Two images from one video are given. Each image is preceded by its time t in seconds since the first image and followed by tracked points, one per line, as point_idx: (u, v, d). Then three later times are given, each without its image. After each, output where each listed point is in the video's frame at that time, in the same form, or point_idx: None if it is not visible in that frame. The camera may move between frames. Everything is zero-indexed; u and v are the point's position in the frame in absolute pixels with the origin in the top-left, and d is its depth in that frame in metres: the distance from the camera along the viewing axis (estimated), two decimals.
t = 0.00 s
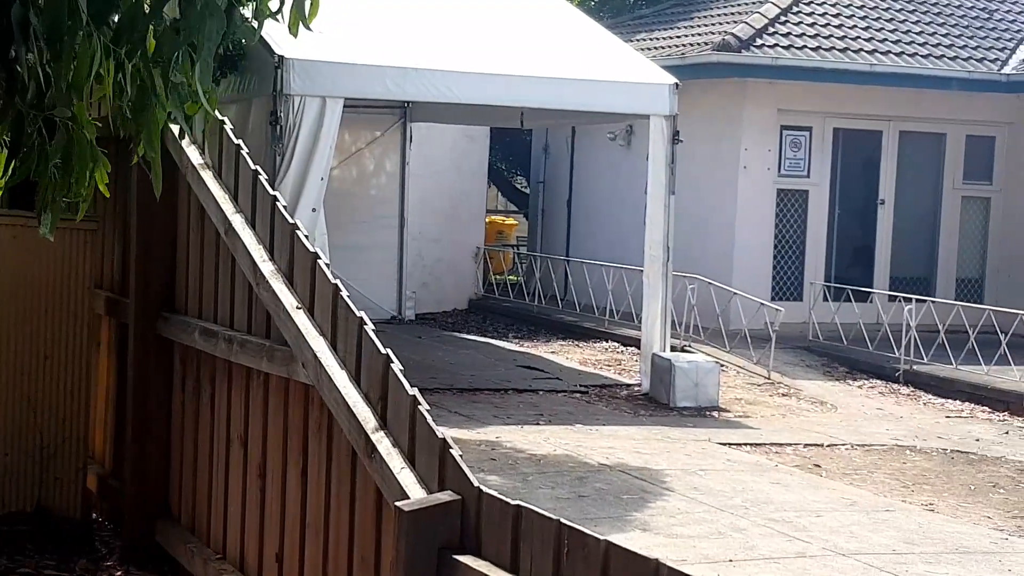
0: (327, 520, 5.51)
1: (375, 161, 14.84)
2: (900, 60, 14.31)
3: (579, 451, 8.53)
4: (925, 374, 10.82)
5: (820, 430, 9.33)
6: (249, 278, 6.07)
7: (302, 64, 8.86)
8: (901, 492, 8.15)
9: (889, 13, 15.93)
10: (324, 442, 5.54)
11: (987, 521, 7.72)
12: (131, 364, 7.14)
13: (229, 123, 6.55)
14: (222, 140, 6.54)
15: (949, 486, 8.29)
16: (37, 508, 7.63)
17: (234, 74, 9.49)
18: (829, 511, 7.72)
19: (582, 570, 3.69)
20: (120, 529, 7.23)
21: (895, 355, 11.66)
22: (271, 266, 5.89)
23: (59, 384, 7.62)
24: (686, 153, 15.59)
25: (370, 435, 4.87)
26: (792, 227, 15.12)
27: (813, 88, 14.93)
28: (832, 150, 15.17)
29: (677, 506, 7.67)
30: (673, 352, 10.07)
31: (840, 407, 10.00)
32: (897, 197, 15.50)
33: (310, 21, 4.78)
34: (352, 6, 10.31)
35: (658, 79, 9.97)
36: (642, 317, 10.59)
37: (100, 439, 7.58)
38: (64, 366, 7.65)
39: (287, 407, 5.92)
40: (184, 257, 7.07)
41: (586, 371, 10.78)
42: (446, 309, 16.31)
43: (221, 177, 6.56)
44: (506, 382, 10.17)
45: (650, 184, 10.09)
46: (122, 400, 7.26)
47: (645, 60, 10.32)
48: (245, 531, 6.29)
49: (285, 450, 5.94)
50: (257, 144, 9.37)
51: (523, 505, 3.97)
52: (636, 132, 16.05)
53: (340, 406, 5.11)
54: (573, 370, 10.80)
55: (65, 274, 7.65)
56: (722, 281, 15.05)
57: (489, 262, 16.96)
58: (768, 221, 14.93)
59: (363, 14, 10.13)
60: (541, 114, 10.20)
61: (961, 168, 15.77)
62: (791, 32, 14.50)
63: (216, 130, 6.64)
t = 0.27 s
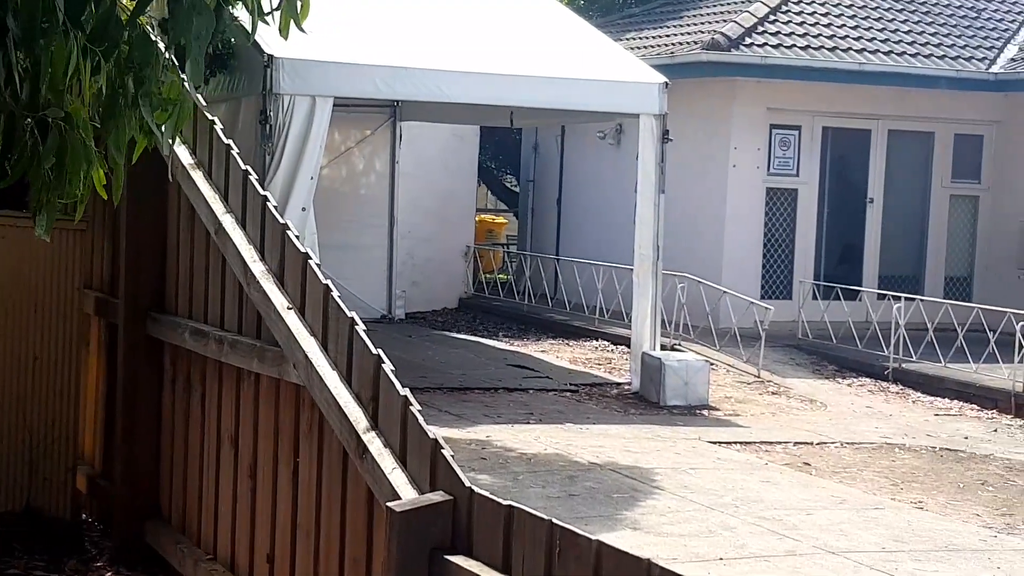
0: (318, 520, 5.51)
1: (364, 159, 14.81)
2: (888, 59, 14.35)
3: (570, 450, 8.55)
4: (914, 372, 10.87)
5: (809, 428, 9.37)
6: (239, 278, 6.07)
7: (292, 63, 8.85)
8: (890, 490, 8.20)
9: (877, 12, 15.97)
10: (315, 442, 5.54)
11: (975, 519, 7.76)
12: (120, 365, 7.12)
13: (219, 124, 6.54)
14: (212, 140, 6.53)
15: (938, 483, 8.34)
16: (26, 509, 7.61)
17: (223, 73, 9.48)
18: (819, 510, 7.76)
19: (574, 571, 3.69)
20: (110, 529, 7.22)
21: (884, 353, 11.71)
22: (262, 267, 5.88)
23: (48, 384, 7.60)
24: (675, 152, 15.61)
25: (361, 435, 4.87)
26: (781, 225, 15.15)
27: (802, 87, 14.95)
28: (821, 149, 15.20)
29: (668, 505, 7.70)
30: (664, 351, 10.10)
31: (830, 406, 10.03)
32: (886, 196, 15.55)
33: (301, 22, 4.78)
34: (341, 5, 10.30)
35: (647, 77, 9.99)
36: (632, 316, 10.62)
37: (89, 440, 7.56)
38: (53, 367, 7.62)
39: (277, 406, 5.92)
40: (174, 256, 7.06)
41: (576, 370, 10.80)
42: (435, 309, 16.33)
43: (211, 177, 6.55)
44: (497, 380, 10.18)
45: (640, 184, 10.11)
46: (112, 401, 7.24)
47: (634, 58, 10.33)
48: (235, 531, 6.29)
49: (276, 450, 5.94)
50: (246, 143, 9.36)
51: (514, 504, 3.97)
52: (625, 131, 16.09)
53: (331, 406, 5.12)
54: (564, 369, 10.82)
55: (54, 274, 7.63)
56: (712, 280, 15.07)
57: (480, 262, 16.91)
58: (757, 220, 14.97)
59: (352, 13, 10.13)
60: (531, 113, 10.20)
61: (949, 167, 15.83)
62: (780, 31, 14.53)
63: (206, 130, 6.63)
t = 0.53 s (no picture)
0: (300, 517, 5.48)
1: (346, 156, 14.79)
2: (871, 56, 14.40)
3: (552, 448, 8.54)
4: (896, 368, 10.90)
5: (791, 424, 9.38)
6: (220, 274, 6.04)
7: (274, 60, 8.83)
8: (872, 486, 8.22)
9: (859, 9, 16.00)
10: (296, 439, 5.52)
11: (957, 515, 7.80)
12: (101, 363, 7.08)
13: (199, 120, 6.50)
14: (193, 136, 6.49)
15: (920, 479, 8.36)
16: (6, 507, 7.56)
17: (204, 70, 9.44)
18: (801, 506, 7.77)
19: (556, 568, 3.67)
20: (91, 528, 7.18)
21: (866, 349, 11.73)
22: (243, 263, 5.85)
23: (28, 382, 7.56)
24: (657, 149, 15.62)
25: (343, 433, 4.85)
26: (764, 222, 15.17)
27: (784, 84, 14.96)
28: (803, 146, 15.22)
29: (650, 502, 7.70)
30: (646, 348, 10.09)
31: (812, 402, 10.05)
32: (868, 193, 15.59)
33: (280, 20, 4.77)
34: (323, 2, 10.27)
35: (629, 74, 9.99)
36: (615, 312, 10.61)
37: (70, 438, 7.51)
38: (33, 364, 7.58)
39: (259, 403, 5.89)
40: (155, 253, 7.02)
41: (559, 367, 10.79)
42: (417, 305, 16.33)
43: (192, 174, 6.51)
44: (479, 378, 10.16)
45: (623, 181, 10.11)
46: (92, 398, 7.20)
47: (616, 55, 10.32)
48: (217, 529, 6.26)
49: (258, 447, 5.91)
50: (228, 141, 9.33)
51: (496, 501, 3.96)
52: (608, 128, 16.10)
53: (312, 404, 5.10)
54: (546, 366, 10.81)
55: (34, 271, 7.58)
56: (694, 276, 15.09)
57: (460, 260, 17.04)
58: (740, 217, 14.98)
59: (333, 9, 10.09)
60: (513, 110, 10.19)
61: (931, 163, 15.88)
62: (763, 28, 14.54)
63: (187, 126, 6.59)
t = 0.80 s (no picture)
0: (281, 517, 5.45)
1: (327, 155, 14.74)
2: (851, 55, 14.49)
3: (533, 446, 8.52)
4: (876, 366, 10.93)
5: (772, 422, 9.39)
6: (201, 273, 6.00)
7: (254, 57, 8.78)
8: (853, 484, 8.24)
9: (840, 8, 16.05)
10: (278, 438, 5.49)
11: (937, 513, 7.82)
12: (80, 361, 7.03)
13: (181, 118, 6.46)
14: (175, 134, 6.45)
15: (900, 477, 8.39)
16: None
17: (184, 68, 9.39)
18: (782, 504, 7.78)
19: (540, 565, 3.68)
20: (71, 527, 7.12)
21: (847, 347, 11.77)
22: (224, 262, 5.81)
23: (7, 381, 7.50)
24: (637, 147, 15.61)
25: (325, 431, 4.82)
26: (744, 221, 15.19)
27: (764, 83, 14.98)
28: (784, 145, 15.24)
29: (631, 500, 7.69)
30: (628, 346, 10.09)
31: (792, 400, 10.07)
32: (848, 191, 15.64)
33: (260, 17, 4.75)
34: None
35: (611, 73, 9.99)
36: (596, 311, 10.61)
37: (49, 437, 7.46)
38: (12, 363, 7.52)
39: (240, 402, 5.85)
40: (135, 251, 6.97)
41: (540, 365, 10.77)
42: (398, 305, 16.26)
43: (173, 171, 6.47)
44: (460, 376, 10.14)
45: (604, 178, 10.10)
46: (72, 397, 7.15)
47: (598, 54, 10.32)
48: (198, 528, 6.21)
49: (239, 447, 5.87)
50: (207, 139, 9.28)
51: (479, 499, 3.96)
52: (588, 126, 16.12)
53: (295, 403, 5.05)
54: (527, 364, 10.79)
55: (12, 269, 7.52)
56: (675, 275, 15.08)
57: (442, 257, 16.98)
58: (720, 216, 14.98)
59: (314, 6, 10.05)
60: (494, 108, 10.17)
61: (911, 162, 15.92)
62: (743, 27, 14.56)
63: (168, 123, 6.54)
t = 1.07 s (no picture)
0: (258, 520, 5.44)
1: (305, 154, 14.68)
2: (829, 55, 14.51)
3: (513, 445, 8.52)
4: (854, 363, 10.97)
5: (752, 420, 9.42)
6: (178, 274, 5.97)
7: (232, 56, 8.75)
8: (831, 481, 8.27)
9: (818, 5, 16.08)
10: (255, 440, 5.48)
11: (916, 509, 7.86)
12: (56, 363, 6.99)
13: (157, 119, 6.42)
14: (151, 134, 6.41)
15: (879, 474, 8.43)
16: None
17: (161, 66, 9.33)
18: (761, 502, 7.81)
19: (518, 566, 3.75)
20: (47, 529, 7.10)
21: (825, 345, 11.81)
22: (201, 263, 5.78)
23: None
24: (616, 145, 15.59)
25: (302, 433, 4.81)
26: (723, 218, 15.18)
27: (743, 81, 14.97)
28: (762, 142, 15.24)
29: (611, 498, 7.71)
30: (607, 346, 10.08)
31: (771, 397, 10.11)
32: (827, 186, 15.67)
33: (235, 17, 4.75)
34: None
35: (590, 71, 9.98)
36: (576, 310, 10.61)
37: (25, 438, 7.43)
38: None
39: (217, 403, 5.83)
40: (110, 252, 6.94)
41: (520, 364, 10.78)
42: (378, 302, 16.24)
43: (149, 172, 6.42)
44: (440, 375, 10.14)
45: (583, 176, 10.08)
46: (48, 398, 7.13)
47: (577, 52, 10.31)
48: (175, 530, 6.20)
49: (216, 448, 5.85)
50: (184, 137, 9.23)
51: (457, 501, 4.02)
52: (568, 125, 16.16)
53: (272, 405, 5.03)
54: (507, 363, 10.80)
55: None
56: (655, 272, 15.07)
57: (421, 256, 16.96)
58: (700, 214, 14.97)
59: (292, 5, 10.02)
60: (474, 107, 10.15)
61: (888, 160, 15.97)
62: (722, 24, 14.57)
63: (144, 123, 6.49)
